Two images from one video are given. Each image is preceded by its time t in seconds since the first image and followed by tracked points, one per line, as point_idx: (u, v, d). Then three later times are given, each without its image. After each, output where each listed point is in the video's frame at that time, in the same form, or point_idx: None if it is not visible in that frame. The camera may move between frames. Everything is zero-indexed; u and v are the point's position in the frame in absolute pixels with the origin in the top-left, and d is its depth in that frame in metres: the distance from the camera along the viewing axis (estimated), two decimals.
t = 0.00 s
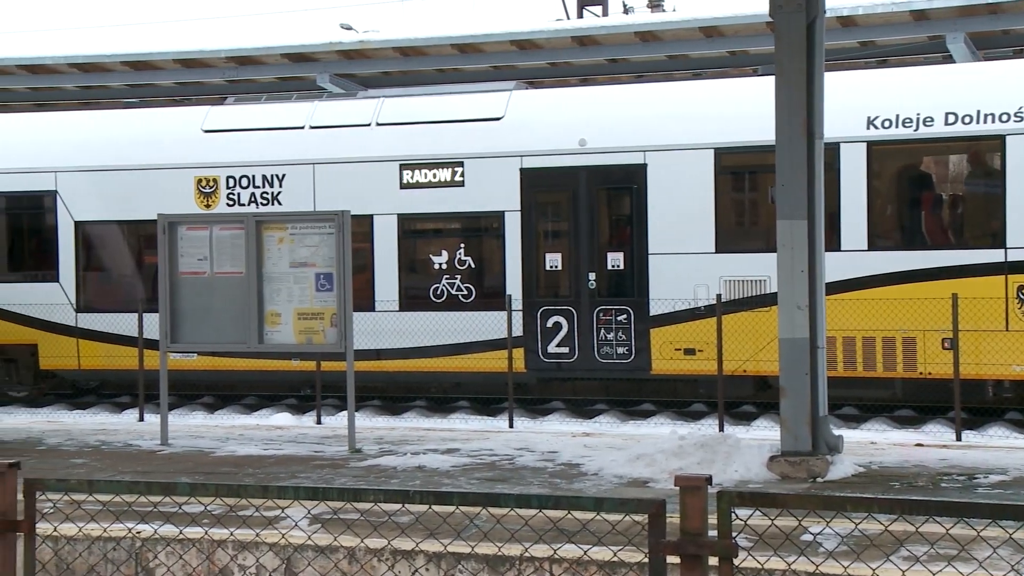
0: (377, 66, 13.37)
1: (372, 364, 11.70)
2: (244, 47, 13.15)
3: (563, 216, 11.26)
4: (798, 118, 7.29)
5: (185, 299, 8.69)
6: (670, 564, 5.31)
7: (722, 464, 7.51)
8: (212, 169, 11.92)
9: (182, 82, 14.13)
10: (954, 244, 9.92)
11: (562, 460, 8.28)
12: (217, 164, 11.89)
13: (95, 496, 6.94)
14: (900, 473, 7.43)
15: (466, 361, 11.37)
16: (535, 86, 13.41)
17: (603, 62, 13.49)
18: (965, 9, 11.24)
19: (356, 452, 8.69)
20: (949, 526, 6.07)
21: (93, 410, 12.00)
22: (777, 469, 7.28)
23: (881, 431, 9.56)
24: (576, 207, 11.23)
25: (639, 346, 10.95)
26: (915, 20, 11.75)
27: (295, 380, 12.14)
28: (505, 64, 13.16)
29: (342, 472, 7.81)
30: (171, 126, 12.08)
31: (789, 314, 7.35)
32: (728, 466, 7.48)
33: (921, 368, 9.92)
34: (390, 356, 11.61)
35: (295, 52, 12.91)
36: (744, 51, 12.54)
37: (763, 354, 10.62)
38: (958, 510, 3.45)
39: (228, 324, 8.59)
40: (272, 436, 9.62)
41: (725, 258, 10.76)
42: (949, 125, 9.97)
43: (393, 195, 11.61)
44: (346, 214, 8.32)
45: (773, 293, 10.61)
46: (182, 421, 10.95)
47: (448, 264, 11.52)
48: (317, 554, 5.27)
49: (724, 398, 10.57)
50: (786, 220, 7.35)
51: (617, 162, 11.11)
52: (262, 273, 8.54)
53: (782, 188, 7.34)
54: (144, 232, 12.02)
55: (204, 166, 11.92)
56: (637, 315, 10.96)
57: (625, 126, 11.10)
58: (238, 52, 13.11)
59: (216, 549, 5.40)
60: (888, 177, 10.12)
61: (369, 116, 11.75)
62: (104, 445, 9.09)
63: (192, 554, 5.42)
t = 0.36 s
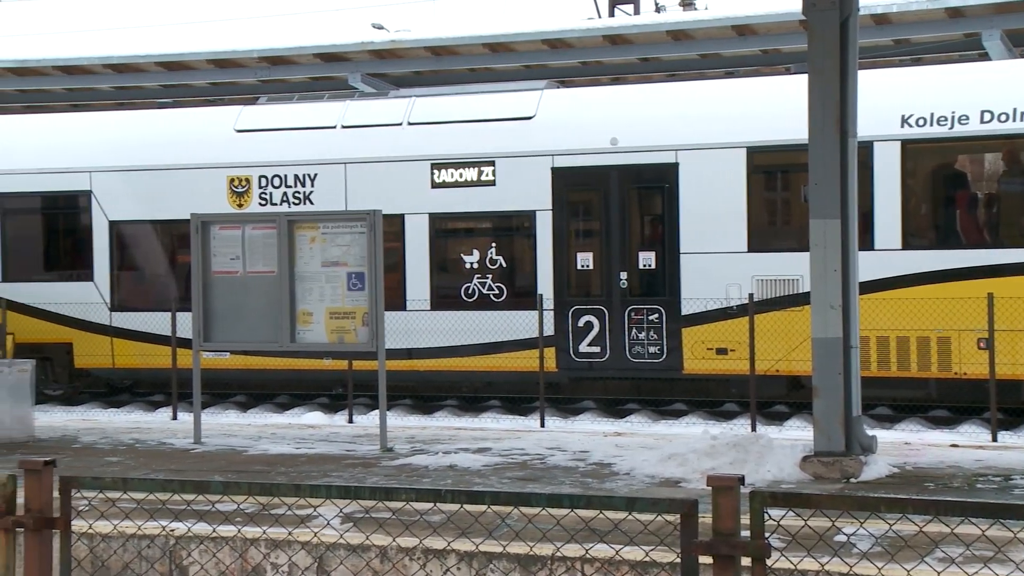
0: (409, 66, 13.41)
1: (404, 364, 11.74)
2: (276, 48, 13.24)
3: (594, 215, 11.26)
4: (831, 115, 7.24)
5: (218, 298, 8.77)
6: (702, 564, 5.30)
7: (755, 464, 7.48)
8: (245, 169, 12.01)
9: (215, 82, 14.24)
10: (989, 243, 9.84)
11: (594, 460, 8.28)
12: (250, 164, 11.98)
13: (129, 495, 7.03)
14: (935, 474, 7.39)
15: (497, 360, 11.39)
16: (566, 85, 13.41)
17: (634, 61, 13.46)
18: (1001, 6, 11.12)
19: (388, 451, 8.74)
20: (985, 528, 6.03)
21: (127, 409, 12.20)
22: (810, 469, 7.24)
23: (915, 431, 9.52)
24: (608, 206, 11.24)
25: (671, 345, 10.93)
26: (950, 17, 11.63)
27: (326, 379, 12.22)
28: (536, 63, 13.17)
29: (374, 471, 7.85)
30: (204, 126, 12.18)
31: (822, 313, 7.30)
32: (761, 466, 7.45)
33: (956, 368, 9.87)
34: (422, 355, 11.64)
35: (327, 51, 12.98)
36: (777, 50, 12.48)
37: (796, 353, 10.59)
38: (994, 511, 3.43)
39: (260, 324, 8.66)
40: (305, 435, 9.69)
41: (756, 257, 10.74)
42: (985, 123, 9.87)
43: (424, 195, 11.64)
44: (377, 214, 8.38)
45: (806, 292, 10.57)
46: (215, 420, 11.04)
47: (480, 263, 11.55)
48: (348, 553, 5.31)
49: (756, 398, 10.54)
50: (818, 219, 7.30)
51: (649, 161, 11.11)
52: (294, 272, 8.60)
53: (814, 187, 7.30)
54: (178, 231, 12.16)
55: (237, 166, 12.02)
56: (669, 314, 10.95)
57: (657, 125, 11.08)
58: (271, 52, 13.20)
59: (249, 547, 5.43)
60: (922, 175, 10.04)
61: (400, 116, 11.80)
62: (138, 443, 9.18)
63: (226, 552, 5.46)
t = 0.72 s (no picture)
0: (439, 66, 13.45)
1: (433, 363, 11.75)
2: (307, 48, 13.31)
3: (624, 215, 11.28)
4: (862, 114, 7.21)
5: (248, 297, 8.84)
6: (731, 564, 5.30)
7: (785, 464, 7.46)
8: (275, 169, 12.09)
9: (246, 82, 14.36)
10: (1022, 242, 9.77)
11: (622, 459, 8.28)
12: (280, 164, 12.06)
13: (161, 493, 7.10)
14: (967, 475, 7.31)
15: (526, 359, 11.42)
16: (596, 85, 13.40)
17: (663, 60, 13.44)
18: None
19: (417, 450, 8.78)
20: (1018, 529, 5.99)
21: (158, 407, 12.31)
22: (841, 469, 7.21)
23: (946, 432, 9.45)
24: (637, 205, 11.25)
25: (700, 344, 10.92)
26: (983, 15, 11.53)
27: (355, 378, 12.26)
28: (566, 63, 13.18)
29: (404, 470, 7.90)
30: (236, 126, 12.27)
31: (852, 313, 7.28)
32: (791, 466, 7.43)
33: (988, 367, 9.75)
34: (451, 354, 11.65)
35: (357, 51, 13.04)
36: (808, 49, 12.42)
37: (826, 353, 10.57)
38: None
39: (290, 323, 8.73)
40: (334, 434, 9.76)
41: (786, 257, 10.74)
42: (1018, 121, 9.78)
43: (454, 194, 11.67)
44: (407, 213, 8.43)
45: (836, 292, 10.56)
46: (245, 418, 11.15)
47: (509, 263, 11.58)
48: (377, 552, 5.31)
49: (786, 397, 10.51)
50: (849, 218, 7.28)
51: (678, 160, 11.10)
52: (324, 271, 8.67)
53: (845, 186, 7.28)
54: (209, 230, 12.27)
55: (267, 166, 12.11)
56: (698, 314, 10.95)
57: (687, 124, 11.07)
58: (301, 52, 13.28)
59: (279, 545, 5.50)
60: (954, 174, 9.98)
61: (430, 115, 11.83)
62: (169, 442, 9.28)
63: (255, 550, 5.48)
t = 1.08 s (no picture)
0: (463, 66, 13.49)
1: (458, 363, 11.77)
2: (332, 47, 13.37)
3: (648, 215, 11.28)
4: (889, 113, 7.18)
5: (273, 297, 8.90)
6: (757, 564, 5.30)
7: (810, 464, 7.44)
8: (300, 169, 12.15)
9: (272, 82, 14.44)
10: None
11: (647, 459, 8.28)
12: (305, 164, 12.12)
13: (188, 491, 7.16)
14: (994, 475, 7.27)
15: (551, 359, 11.43)
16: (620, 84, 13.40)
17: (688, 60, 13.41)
18: None
19: (442, 449, 8.81)
20: None
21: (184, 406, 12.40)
22: (866, 469, 7.18)
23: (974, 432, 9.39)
24: (661, 205, 11.25)
25: (725, 344, 10.92)
26: (1013, 12, 11.44)
27: (380, 377, 12.32)
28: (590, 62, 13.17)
29: (428, 469, 7.93)
30: (261, 126, 12.35)
31: (878, 312, 7.25)
32: (816, 466, 7.40)
33: (1016, 367, 9.68)
34: (475, 354, 11.67)
35: (381, 51, 13.09)
36: (834, 48, 12.37)
37: (852, 353, 10.55)
38: None
39: (315, 322, 8.79)
40: (359, 433, 9.80)
41: (812, 256, 10.72)
42: None
43: (478, 193, 11.69)
44: (431, 213, 8.46)
45: (862, 291, 10.53)
46: (270, 417, 11.22)
47: (533, 262, 11.60)
48: (403, 551, 5.36)
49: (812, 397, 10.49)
50: (875, 218, 7.25)
51: (703, 159, 11.09)
52: (349, 271, 8.71)
53: (870, 186, 7.25)
54: (234, 229, 12.36)
55: (293, 166, 12.17)
56: (723, 313, 10.94)
57: (711, 124, 11.06)
58: (326, 52, 13.34)
59: (304, 543, 5.49)
60: (982, 174, 9.90)
61: (454, 114, 11.85)
62: (195, 440, 9.36)
63: (281, 548, 5.50)
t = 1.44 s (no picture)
0: (490, 65, 13.50)
1: (485, 362, 11.78)
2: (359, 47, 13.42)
3: (676, 214, 11.25)
4: (919, 112, 7.12)
5: (301, 296, 8.95)
6: (786, 564, 5.29)
7: (839, 464, 7.40)
8: (328, 168, 12.20)
9: (300, 82, 14.52)
10: None
11: (675, 459, 8.26)
12: (333, 164, 12.17)
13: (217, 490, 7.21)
14: None
15: (578, 358, 11.42)
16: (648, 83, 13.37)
17: (716, 58, 13.36)
18: None
19: (469, 449, 8.83)
20: None
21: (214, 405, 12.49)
22: (896, 470, 7.14)
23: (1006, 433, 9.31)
24: (689, 205, 11.23)
25: (753, 344, 10.89)
26: None
27: (408, 376, 12.36)
28: (617, 61, 13.16)
29: (455, 468, 7.96)
30: (290, 126, 12.41)
31: (908, 312, 7.20)
32: (845, 466, 7.37)
33: None
34: (502, 353, 11.68)
35: (409, 50, 13.12)
36: (864, 46, 12.29)
37: (882, 352, 10.51)
38: None
39: (343, 322, 8.83)
40: (387, 432, 9.84)
41: (841, 255, 10.68)
42: None
43: (505, 192, 11.70)
44: (458, 213, 8.48)
45: (892, 291, 10.49)
46: (298, 416, 11.28)
47: (560, 262, 11.60)
48: (430, 550, 5.37)
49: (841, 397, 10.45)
50: (904, 217, 7.20)
51: (730, 158, 11.05)
52: (376, 270, 8.75)
53: (900, 185, 7.20)
54: (262, 229, 12.43)
55: (320, 166, 12.23)
56: (751, 313, 10.91)
57: (740, 122, 11.02)
58: (354, 52, 13.39)
59: (332, 542, 5.51)
60: (1013, 172, 9.80)
61: (481, 114, 11.86)
62: (223, 439, 9.43)
63: (309, 547, 5.52)
